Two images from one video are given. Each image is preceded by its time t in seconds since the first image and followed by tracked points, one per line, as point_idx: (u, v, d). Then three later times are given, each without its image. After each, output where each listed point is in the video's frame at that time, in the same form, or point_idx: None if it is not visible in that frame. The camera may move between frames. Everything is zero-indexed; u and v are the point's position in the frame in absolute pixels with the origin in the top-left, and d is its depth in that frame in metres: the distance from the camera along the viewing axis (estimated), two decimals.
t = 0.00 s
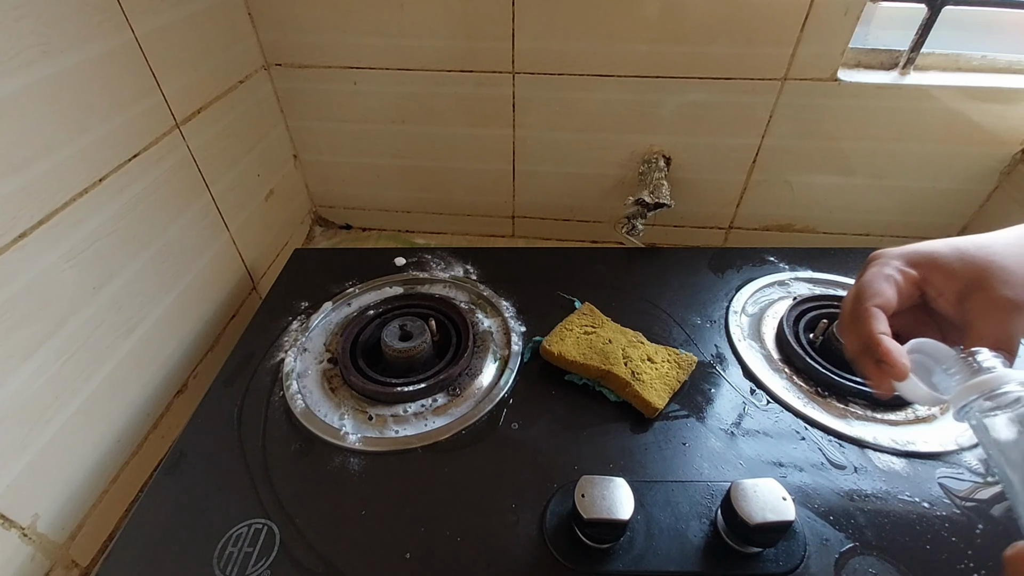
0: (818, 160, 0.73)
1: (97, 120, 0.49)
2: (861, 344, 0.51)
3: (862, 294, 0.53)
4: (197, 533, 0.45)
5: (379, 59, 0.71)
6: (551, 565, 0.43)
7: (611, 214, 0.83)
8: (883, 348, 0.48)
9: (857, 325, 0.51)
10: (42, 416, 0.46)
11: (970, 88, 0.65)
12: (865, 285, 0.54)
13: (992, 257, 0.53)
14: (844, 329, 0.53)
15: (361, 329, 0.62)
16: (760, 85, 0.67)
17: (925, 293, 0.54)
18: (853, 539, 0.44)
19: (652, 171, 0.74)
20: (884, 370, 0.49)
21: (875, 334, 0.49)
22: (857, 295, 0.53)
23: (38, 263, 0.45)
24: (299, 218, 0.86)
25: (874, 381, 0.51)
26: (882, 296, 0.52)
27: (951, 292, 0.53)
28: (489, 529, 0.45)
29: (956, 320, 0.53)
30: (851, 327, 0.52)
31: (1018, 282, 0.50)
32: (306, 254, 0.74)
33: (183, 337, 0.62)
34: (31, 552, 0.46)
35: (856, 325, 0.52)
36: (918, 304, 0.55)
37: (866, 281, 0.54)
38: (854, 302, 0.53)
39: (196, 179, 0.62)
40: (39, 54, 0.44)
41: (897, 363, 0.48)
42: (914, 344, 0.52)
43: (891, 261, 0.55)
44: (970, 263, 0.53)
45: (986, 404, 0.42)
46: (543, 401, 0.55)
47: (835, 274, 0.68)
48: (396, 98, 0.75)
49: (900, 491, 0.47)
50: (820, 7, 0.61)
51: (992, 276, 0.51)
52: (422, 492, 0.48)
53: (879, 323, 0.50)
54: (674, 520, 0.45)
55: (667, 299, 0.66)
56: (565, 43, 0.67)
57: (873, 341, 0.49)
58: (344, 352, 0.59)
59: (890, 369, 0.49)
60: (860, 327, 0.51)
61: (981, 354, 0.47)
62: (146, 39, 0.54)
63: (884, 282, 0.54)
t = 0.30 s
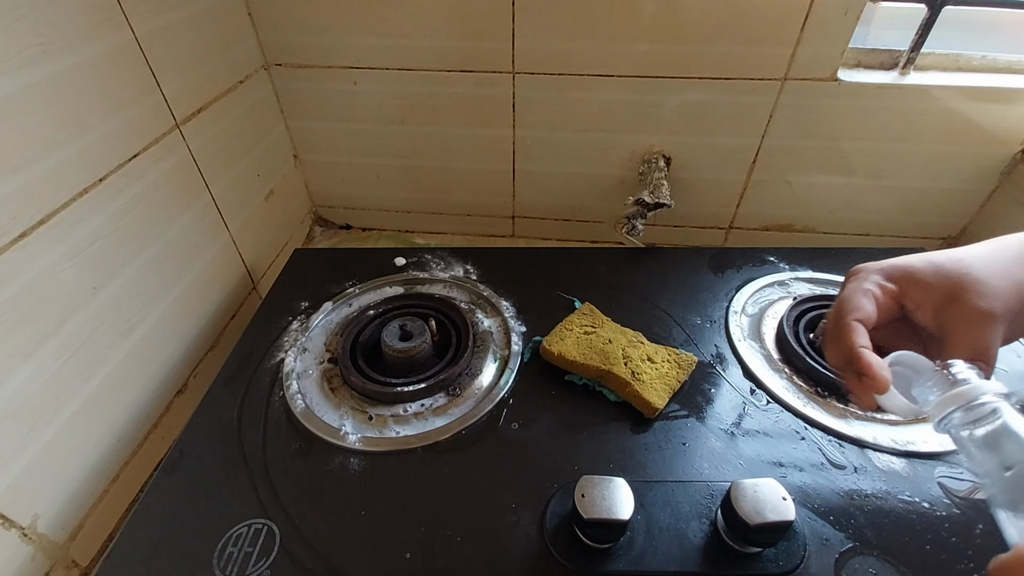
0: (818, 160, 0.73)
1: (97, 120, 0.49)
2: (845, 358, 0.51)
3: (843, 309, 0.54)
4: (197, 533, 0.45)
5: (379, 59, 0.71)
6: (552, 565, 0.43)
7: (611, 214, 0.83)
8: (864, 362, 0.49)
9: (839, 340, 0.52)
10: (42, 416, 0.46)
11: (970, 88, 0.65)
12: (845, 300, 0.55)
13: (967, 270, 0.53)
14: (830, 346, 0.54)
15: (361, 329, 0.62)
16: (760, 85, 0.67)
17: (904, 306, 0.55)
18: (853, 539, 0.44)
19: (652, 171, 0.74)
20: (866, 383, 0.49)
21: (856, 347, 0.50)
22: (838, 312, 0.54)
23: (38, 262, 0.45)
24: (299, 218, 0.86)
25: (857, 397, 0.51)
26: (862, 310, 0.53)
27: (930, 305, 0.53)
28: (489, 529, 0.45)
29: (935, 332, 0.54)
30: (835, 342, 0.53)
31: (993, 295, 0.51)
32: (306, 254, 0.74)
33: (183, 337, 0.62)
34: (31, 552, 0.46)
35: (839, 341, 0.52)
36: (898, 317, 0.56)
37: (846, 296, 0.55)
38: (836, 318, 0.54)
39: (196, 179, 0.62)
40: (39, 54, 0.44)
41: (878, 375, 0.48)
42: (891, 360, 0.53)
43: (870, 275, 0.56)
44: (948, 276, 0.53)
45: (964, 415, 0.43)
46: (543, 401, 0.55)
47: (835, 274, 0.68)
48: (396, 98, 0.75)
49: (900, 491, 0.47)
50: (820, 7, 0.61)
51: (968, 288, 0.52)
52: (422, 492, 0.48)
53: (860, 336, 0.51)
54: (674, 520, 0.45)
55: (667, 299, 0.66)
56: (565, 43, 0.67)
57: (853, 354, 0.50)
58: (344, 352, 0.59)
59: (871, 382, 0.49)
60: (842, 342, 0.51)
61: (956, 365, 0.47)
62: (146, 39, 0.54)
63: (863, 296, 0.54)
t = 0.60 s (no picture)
0: (818, 160, 0.73)
1: (97, 120, 0.49)
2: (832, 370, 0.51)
3: (827, 319, 0.54)
4: (197, 533, 0.45)
5: (379, 59, 0.71)
6: (551, 565, 0.43)
7: (611, 214, 0.83)
8: (849, 372, 0.49)
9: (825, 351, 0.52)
10: (42, 416, 0.46)
11: (970, 88, 0.65)
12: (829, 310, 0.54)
13: (951, 278, 0.53)
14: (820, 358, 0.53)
15: (360, 330, 0.62)
16: (760, 85, 0.67)
17: (887, 315, 0.55)
18: (853, 539, 0.44)
19: (652, 171, 0.74)
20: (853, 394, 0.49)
21: (840, 357, 0.50)
22: (822, 322, 0.54)
23: (38, 262, 0.45)
24: (299, 218, 0.86)
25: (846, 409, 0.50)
26: (846, 319, 0.53)
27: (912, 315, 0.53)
28: (489, 529, 0.45)
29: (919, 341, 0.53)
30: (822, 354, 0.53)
31: (975, 303, 0.51)
32: (305, 254, 0.74)
33: (183, 337, 0.62)
34: (31, 552, 0.46)
35: (825, 353, 0.52)
36: (881, 325, 0.56)
37: (830, 305, 0.55)
38: (820, 329, 0.54)
39: (196, 179, 0.62)
40: (39, 54, 0.44)
41: (862, 385, 0.48)
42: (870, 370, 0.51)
43: (854, 284, 0.56)
44: (931, 284, 0.53)
45: (944, 429, 0.43)
46: (543, 401, 0.55)
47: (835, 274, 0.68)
48: (396, 98, 0.75)
49: (900, 491, 0.47)
50: (820, 7, 0.61)
51: (950, 296, 0.52)
52: (421, 492, 0.48)
53: (844, 346, 0.51)
54: (674, 520, 0.45)
55: (667, 299, 0.66)
56: (565, 43, 0.67)
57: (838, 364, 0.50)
58: (344, 352, 0.59)
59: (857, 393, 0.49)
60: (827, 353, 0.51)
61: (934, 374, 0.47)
62: (146, 39, 0.54)
63: (848, 307, 0.54)
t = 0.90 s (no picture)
0: (818, 160, 0.73)
1: (98, 120, 0.49)
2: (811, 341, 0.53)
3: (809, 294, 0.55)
4: (197, 533, 0.45)
5: (379, 59, 0.71)
6: (551, 565, 0.43)
7: (611, 214, 0.83)
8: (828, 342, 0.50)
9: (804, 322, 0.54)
10: (42, 416, 0.46)
11: (970, 88, 0.65)
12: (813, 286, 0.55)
13: (931, 255, 0.54)
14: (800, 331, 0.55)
15: (360, 330, 0.62)
16: (760, 85, 0.67)
17: (870, 292, 0.56)
18: (853, 539, 0.44)
19: (652, 171, 0.74)
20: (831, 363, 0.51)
21: (820, 328, 0.51)
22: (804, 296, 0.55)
23: (38, 262, 0.45)
24: (299, 218, 0.86)
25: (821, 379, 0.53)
26: (828, 293, 0.54)
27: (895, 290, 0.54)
28: (489, 529, 0.45)
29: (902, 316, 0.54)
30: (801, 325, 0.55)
31: (953, 277, 0.53)
32: (305, 254, 0.74)
33: (183, 337, 0.62)
34: (31, 552, 0.46)
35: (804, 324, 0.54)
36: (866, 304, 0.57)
37: (814, 282, 0.56)
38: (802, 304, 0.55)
39: (196, 179, 0.62)
40: (39, 53, 0.44)
41: (840, 354, 0.50)
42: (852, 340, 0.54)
43: (837, 264, 0.57)
44: (912, 261, 0.54)
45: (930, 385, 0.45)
46: (543, 401, 0.55)
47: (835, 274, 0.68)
48: (397, 98, 0.75)
49: (900, 491, 0.47)
50: (821, 7, 0.61)
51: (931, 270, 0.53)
52: (422, 492, 0.48)
53: (823, 317, 0.52)
54: (674, 520, 0.45)
55: (667, 299, 0.66)
56: (565, 43, 0.67)
57: (818, 336, 0.51)
58: (344, 352, 0.59)
59: (834, 361, 0.50)
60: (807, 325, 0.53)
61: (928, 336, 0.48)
62: (146, 39, 0.54)
63: (829, 283, 0.55)
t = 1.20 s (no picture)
0: (818, 160, 0.73)
1: (98, 121, 0.49)
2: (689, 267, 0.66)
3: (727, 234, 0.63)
4: (198, 532, 0.45)
5: (380, 59, 0.71)
6: (551, 564, 0.43)
7: (611, 214, 0.83)
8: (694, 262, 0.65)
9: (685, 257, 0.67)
10: (42, 415, 0.46)
11: (970, 88, 0.65)
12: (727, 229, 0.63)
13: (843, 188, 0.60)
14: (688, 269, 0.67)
15: (360, 330, 0.62)
16: (760, 85, 0.67)
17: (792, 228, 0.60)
18: (854, 539, 0.44)
19: (652, 172, 0.74)
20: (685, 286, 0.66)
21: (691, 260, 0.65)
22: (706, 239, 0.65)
23: (38, 262, 0.45)
24: (299, 218, 0.86)
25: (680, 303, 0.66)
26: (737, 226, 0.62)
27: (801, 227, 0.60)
28: (489, 529, 0.45)
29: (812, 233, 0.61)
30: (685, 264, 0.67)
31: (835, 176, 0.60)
32: (306, 255, 0.74)
33: (183, 337, 0.62)
34: (31, 552, 0.46)
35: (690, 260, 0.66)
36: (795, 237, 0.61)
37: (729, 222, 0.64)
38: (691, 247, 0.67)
39: (197, 179, 0.62)
40: (39, 54, 0.44)
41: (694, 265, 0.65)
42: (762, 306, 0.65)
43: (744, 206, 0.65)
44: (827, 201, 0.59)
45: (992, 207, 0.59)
46: (543, 401, 0.55)
47: (835, 274, 0.68)
48: (397, 98, 0.75)
49: (900, 491, 0.47)
50: (821, 7, 0.61)
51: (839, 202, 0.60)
52: (422, 491, 0.48)
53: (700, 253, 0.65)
54: (673, 520, 0.45)
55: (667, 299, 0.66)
56: (565, 44, 0.67)
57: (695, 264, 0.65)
58: (344, 352, 0.59)
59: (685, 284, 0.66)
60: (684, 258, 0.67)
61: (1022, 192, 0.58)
62: (146, 39, 0.54)
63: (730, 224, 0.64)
